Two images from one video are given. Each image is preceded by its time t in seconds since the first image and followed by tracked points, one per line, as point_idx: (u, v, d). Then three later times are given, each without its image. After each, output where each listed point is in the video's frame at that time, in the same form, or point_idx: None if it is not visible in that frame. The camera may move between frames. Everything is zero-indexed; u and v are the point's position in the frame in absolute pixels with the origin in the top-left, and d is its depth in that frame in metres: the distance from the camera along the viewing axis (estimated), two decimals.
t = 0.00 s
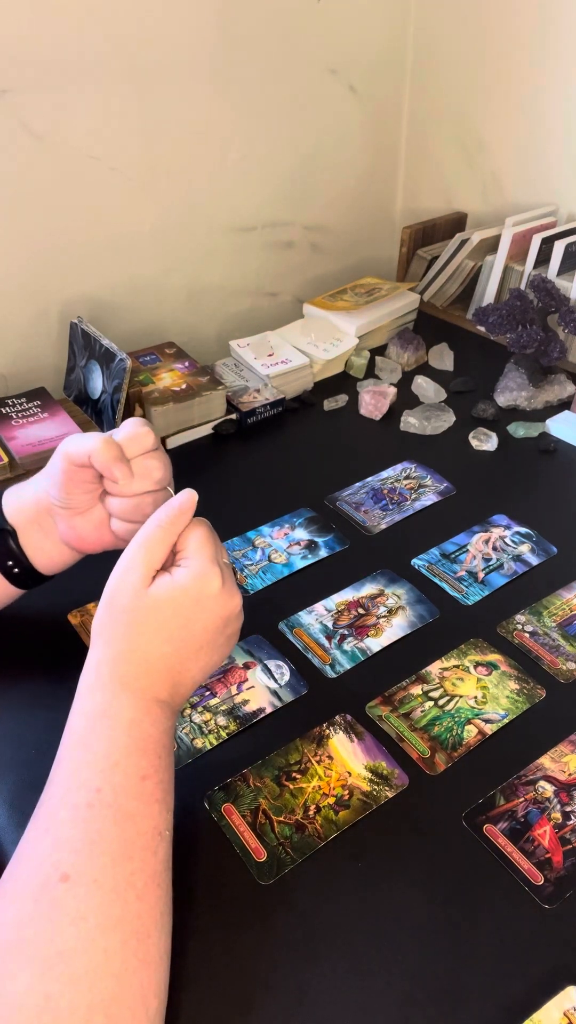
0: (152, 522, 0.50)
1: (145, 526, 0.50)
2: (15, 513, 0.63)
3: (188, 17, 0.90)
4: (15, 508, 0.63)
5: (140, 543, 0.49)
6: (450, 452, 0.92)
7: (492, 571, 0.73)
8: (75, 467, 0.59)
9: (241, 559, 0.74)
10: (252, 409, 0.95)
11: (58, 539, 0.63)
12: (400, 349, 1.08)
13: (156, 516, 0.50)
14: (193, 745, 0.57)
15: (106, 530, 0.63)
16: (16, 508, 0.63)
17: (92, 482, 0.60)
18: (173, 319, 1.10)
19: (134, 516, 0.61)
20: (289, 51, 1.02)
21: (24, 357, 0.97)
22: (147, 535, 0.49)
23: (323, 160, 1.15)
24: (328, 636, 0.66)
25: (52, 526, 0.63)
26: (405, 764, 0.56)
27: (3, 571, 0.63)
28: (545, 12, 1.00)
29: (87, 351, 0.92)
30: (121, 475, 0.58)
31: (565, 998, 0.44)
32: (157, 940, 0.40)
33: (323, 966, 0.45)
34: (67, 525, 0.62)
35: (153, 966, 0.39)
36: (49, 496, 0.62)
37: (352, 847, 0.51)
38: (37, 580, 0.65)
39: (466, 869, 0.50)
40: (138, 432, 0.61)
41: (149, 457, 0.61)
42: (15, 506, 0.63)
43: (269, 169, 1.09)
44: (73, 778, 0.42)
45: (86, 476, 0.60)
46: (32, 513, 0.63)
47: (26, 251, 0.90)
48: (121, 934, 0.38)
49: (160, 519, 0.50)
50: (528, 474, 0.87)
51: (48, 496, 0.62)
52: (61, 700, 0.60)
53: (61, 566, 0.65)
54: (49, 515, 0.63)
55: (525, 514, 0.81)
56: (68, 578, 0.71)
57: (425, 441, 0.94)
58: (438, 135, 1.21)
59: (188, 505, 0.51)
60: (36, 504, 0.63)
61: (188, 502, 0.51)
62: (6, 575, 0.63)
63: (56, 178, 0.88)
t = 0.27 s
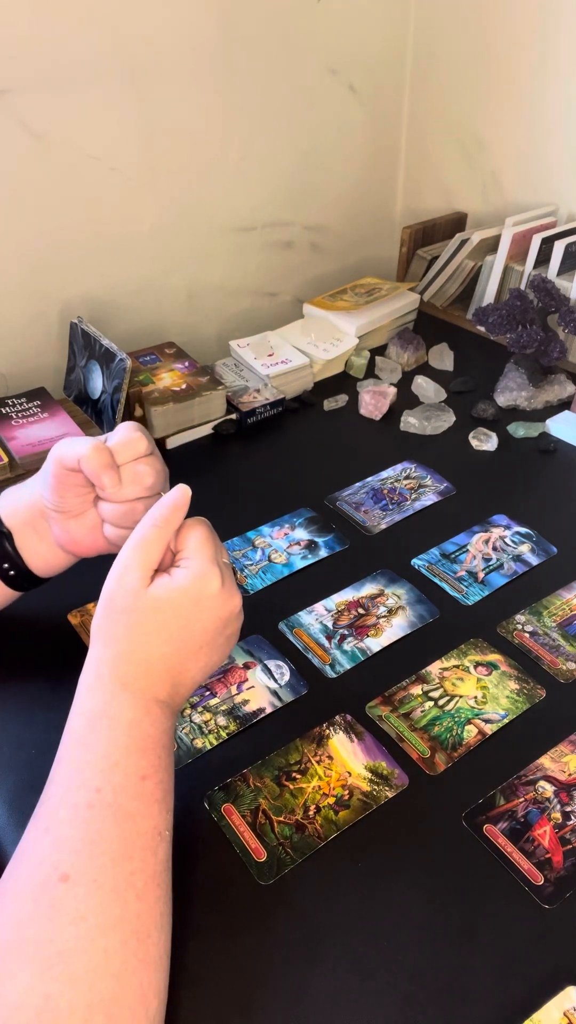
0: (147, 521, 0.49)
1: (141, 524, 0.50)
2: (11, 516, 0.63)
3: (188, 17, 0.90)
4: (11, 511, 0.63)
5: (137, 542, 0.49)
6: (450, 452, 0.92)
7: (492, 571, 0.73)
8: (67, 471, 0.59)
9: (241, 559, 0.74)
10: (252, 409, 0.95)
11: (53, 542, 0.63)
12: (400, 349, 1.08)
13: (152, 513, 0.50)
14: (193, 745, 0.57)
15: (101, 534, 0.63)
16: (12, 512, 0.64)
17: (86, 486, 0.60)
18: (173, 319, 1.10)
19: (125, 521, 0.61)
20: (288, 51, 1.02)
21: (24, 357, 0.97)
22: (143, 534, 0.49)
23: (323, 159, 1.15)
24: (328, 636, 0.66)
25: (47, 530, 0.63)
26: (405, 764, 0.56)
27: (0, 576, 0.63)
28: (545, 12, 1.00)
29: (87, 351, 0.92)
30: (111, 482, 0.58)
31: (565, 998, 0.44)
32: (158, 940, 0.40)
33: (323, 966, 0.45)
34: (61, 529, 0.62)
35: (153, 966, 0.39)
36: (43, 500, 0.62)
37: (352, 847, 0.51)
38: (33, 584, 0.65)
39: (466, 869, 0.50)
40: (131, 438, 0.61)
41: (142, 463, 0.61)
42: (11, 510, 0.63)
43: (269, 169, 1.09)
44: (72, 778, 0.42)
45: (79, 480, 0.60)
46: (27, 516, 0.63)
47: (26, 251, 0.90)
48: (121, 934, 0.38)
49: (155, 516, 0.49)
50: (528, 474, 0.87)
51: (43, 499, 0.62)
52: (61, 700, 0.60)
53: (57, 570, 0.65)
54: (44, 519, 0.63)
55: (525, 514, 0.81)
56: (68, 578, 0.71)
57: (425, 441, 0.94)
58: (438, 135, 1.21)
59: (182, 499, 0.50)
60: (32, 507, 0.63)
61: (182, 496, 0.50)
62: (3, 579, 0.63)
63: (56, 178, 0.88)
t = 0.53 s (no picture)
0: (142, 520, 0.49)
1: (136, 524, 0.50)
2: (10, 519, 0.63)
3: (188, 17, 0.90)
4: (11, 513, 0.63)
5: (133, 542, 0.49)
6: (450, 452, 0.92)
7: (492, 571, 0.73)
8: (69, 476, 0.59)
9: (241, 559, 0.74)
10: (252, 409, 0.95)
11: (53, 546, 0.63)
12: (400, 349, 1.08)
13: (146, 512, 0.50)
14: (193, 745, 0.57)
15: (101, 538, 0.63)
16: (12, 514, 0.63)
17: (86, 491, 0.60)
18: (173, 319, 1.10)
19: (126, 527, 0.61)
20: (288, 51, 1.02)
21: (25, 357, 0.97)
22: (139, 534, 0.49)
23: (323, 159, 1.15)
24: (328, 636, 0.66)
25: (46, 533, 0.63)
26: (405, 764, 0.56)
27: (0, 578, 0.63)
28: (545, 12, 1.00)
29: (87, 351, 0.92)
30: (111, 490, 0.58)
31: (565, 998, 0.44)
32: (157, 940, 0.40)
33: (324, 966, 0.45)
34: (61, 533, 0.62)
35: (152, 966, 0.39)
36: (44, 503, 0.62)
37: (352, 847, 0.51)
38: (33, 586, 0.65)
39: (466, 869, 0.50)
40: (133, 445, 0.61)
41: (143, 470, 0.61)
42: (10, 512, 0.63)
43: (269, 169, 1.09)
44: (71, 778, 0.42)
45: (80, 485, 0.60)
46: (27, 519, 0.63)
47: (26, 251, 0.90)
48: (120, 934, 0.38)
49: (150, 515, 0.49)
50: (528, 474, 0.87)
51: (43, 503, 0.62)
52: (61, 700, 0.60)
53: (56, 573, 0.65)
54: (44, 523, 0.63)
55: (525, 514, 0.81)
56: (68, 578, 0.71)
57: (425, 441, 0.94)
58: (438, 135, 1.21)
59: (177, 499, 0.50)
60: (32, 510, 0.63)
61: (177, 497, 0.50)
62: (3, 581, 0.63)
63: (56, 178, 0.88)
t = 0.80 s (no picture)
0: (140, 521, 0.49)
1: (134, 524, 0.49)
2: (10, 519, 0.63)
3: (188, 17, 0.90)
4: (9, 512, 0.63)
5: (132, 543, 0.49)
6: (450, 452, 0.92)
7: (492, 571, 0.73)
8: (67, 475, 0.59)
9: (241, 559, 0.74)
10: (252, 409, 0.95)
11: (52, 546, 0.63)
12: (400, 349, 1.08)
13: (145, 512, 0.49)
14: (193, 745, 0.57)
15: (99, 539, 0.63)
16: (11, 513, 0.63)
17: (85, 491, 0.60)
18: (173, 319, 1.10)
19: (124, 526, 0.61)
20: (288, 51, 1.02)
21: (25, 357, 0.97)
22: (138, 534, 0.49)
23: (323, 159, 1.15)
24: (328, 636, 0.66)
25: (46, 533, 0.63)
26: (405, 764, 0.56)
27: None
28: (545, 12, 1.00)
29: (87, 351, 0.92)
30: (109, 490, 0.58)
31: (565, 998, 0.44)
32: (156, 939, 0.40)
33: (324, 967, 0.45)
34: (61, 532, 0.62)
35: (152, 965, 0.39)
36: (44, 503, 0.62)
37: (352, 847, 0.51)
38: (32, 586, 0.65)
39: (466, 869, 0.50)
40: (131, 445, 0.61)
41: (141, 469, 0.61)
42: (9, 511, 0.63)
43: (269, 169, 1.09)
44: (71, 778, 0.42)
45: (78, 485, 0.60)
46: (26, 519, 0.63)
47: (27, 251, 0.90)
48: (119, 934, 0.38)
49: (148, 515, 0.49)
50: (528, 474, 0.87)
51: (43, 503, 0.62)
52: (61, 700, 0.60)
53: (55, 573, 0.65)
54: (43, 522, 0.63)
55: (525, 514, 0.81)
56: (68, 578, 0.71)
57: (425, 441, 0.94)
58: (438, 135, 1.21)
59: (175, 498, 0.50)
60: (31, 510, 0.63)
61: (176, 496, 0.50)
62: (3, 582, 0.63)
63: (56, 178, 0.88)
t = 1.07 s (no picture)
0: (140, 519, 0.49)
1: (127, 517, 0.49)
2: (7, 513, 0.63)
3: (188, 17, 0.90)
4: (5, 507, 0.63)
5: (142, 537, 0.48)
6: (450, 452, 0.92)
7: (492, 571, 0.73)
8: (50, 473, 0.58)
9: (241, 559, 0.74)
10: (252, 409, 0.95)
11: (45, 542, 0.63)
12: (400, 349, 1.08)
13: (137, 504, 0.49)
14: (193, 745, 0.57)
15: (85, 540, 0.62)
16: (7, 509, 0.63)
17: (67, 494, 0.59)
18: (173, 319, 1.10)
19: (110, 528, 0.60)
20: (288, 51, 1.02)
21: (25, 357, 0.97)
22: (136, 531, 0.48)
23: (323, 159, 1.15)
24: (328, 636, 0.66)
25: (40, 530, 0.63)
26: (405, 764, 0.56)
27: None
28: (545, 12, 1.00)
29: (87, 351, 0.92)
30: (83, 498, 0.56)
31: (565, 998, 0.44)
32: (157, 941, 0.40)
33: (324, 967, 0.45)
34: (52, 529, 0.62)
35: (152, 968, 0.39)
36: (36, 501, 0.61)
37: (352, 847, 0.51)
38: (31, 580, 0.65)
39: (466, 869, 0.50)
40: (115, 451, 0.58)
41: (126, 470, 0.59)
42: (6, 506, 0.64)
43: (269, 169, 1.09)
44: (74, 779, 0.42)
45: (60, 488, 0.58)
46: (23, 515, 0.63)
47: (27, 251, 0.90)
48: (120, 937, 0.38)
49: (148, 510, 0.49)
50: (528, 474, 0.87)
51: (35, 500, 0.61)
52: (61, 700, 0.60)
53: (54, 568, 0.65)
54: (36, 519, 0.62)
55: (525, 514, 0.81)
56: (68, 578, 0.71)
57: (425, 441, 0.94)
58: (438, 135, 1.21)
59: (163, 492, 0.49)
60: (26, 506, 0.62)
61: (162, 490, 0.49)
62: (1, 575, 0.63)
63: (56, 178, 0.88)
